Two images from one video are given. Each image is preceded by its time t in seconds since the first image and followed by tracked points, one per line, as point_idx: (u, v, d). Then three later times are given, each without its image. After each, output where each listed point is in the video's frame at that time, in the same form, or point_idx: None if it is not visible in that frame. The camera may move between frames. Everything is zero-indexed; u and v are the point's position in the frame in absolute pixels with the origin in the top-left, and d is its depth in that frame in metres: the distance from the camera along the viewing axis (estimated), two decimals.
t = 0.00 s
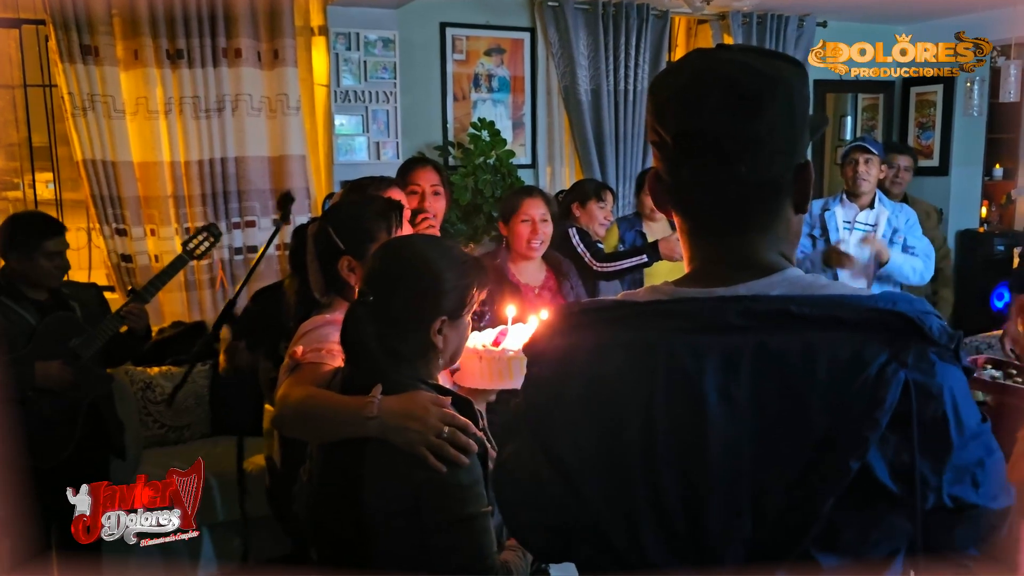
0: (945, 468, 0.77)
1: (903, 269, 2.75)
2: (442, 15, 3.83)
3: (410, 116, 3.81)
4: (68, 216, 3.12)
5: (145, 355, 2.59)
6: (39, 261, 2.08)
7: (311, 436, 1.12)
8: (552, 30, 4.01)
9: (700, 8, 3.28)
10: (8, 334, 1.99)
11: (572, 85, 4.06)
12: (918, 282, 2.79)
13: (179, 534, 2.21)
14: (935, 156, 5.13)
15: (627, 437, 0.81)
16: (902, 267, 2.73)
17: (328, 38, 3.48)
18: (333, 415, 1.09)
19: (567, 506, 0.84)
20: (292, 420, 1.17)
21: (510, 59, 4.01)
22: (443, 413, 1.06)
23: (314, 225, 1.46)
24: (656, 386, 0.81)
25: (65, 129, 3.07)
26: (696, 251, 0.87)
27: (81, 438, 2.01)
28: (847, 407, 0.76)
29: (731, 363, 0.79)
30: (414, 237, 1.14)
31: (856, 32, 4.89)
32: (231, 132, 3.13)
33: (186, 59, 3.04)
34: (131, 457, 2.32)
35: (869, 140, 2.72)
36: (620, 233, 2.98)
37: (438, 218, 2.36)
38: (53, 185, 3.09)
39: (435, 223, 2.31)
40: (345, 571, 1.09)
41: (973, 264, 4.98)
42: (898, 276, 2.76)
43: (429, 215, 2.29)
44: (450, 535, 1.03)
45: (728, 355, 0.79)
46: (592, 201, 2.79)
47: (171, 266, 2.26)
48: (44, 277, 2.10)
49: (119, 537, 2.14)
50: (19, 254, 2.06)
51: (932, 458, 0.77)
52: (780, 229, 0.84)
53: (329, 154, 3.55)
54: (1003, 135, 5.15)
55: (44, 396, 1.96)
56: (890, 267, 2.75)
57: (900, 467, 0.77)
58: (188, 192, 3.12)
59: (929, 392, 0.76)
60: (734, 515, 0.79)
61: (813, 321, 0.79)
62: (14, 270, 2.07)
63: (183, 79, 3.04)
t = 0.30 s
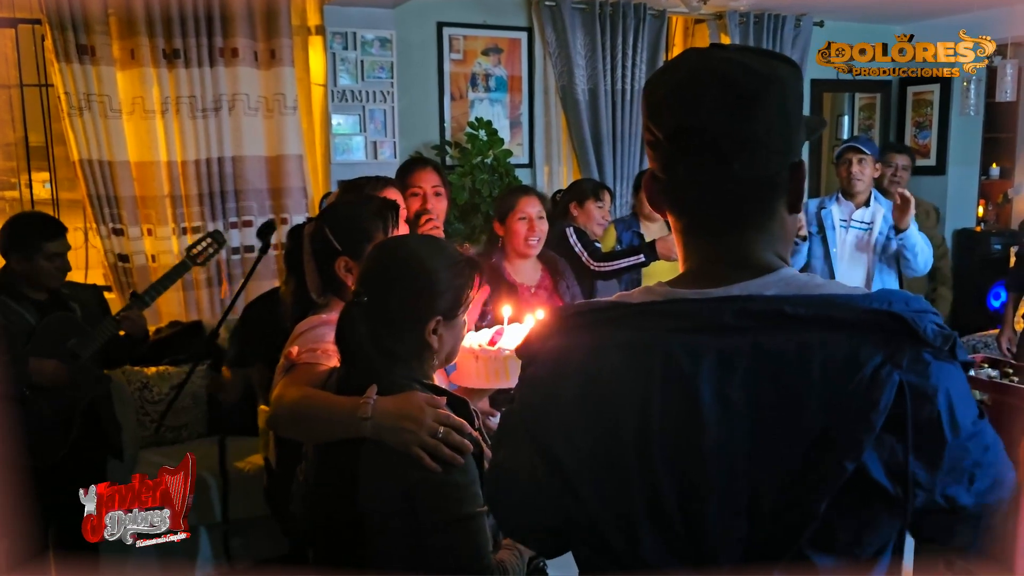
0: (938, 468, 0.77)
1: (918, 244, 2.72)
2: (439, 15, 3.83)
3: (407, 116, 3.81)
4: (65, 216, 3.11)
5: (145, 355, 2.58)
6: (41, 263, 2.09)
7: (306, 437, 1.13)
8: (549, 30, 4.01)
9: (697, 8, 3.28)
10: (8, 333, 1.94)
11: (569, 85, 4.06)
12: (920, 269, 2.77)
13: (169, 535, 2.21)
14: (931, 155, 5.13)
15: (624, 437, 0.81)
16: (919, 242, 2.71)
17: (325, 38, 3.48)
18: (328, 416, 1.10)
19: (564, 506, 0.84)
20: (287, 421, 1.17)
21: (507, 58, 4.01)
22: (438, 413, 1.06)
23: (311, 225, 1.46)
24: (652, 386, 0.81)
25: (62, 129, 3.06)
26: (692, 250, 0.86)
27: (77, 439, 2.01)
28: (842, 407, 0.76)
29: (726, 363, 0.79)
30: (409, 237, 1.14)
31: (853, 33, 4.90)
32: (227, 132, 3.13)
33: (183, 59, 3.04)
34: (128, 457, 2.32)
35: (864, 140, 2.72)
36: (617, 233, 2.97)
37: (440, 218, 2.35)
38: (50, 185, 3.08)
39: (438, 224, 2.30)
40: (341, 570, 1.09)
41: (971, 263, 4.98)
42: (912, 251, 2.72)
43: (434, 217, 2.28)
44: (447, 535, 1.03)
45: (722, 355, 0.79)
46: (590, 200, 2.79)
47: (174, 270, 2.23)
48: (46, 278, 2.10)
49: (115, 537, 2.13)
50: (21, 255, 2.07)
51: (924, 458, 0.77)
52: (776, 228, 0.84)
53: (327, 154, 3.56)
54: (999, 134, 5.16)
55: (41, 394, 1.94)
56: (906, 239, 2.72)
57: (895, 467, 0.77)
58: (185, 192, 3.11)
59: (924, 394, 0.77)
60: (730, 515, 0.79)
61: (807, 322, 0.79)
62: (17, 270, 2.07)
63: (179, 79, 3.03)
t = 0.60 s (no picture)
0: (931, 462, 0.77)
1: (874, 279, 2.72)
2: (436, 15, 3.83)
3: (404, 116, 3.81)
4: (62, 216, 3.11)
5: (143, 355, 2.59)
6: (42, 265, 2.06)
7: (303, 437, 1.13)
8: (546, 30, 4.02)
9: (693, 8, 3.29)
10: (8, 332, 1.97)
11: (566, 85, 4.07)
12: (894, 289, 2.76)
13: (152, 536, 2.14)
14: (928, 155, 5.14)
15: (622, 435, 0.81)
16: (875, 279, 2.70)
17: (322, 38, 3.47)
18: (325, 416, 1.10)
19: (561, 504, 0.84)
20: (284, 422, 1.17)
21: (504, 59, 4.02)
22: (435, 414, 1.06)
23: (308, 225, 1.46)
24: (649, 384, 0.81)
25: (58, 129, 3.05)
26: (687, 249, 0.87)
27: (73, 438, 2.01)
28: (837, 405, 0.77)
29: (722, 361, 0.80)
30: (405, 237, 1.14)
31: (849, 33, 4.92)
32: (224, 132, 3.12)
33: (179, 59, 3.03)
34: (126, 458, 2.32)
35: (858, 139, 2.73)
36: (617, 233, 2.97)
37: (443, 219, 2.35)
38: (46, 185, 3.08)
39: (439, 222, 2.28)
40: (338, 570, 1.09)
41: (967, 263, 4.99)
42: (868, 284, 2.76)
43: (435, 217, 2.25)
44: (445, 534, 1.02)
45: (718, 352, 0.80)
46: (587, 200, 2.80)
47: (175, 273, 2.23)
48: (46, 279, 2.08)
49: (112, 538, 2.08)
50: (20, 255, 2.04)
51: (919, 452, 0.77)
52: (771, 227, 0.84)
53: (324, 154, 3.56)
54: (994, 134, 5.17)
55: (36, 395, 1.94)
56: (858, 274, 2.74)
57: (892, 464, 0.77)
58: (182, 192, 3.11)
59: (918, 388, 0.77)
60: (727, 512, 0.79)
61: (802, 320, 0.79)
62: (16, 271, 2.04)
63: (176, 79, 3.03)
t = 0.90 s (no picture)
0: (933, 462, 0.78)
1: (890, 260, 2.77)
2: (433, 15, 3.83)
3: (401, 116, 3.81)
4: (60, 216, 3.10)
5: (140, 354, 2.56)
6: (39, 265, 2.06)
7: (300, 437, 1.13)
8: (544, 30, 4.03)
9: (691, 8, 3.29)
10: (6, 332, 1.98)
11: (564, 85, 4.07)
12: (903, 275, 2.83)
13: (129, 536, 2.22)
14: (924, 155, 5.13)
15: (620, 434, 0.82)
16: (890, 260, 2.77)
17: (319, 38, 3.47)
18: (323, 415, 1.10)
19: (560, 503, 0.84)
20: (281, 422, 1.17)
21: (502, 59, 4.02)
22: (434, 414, 1.06)
23: (307, 225, 1.46)
24: (647, 383, 0.81)
25: (56, 129, 3.05)
26: (684, 248, 0.87)
27: (71, 437, 2.03)
28: (835, 403, 0.77)
29: (720, 358, 0.80)
30: (404, 237, 1.14)
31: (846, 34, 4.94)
32: (222, 131, 3.12)
33: (177, 59, 3.03)
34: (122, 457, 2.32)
35: (852, 140, 2.73)
36: (617, 234, 2.95)
37: (447, 220, 2.35)
38: (44, 185, 3.08)
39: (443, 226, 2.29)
40: (337, 569, 1.09)
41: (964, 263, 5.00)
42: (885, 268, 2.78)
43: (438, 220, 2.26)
44: (443, 534, 1.02)
45: (716, 350, 0.80)
46: (585, 200, 2.80)
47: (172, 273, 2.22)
48: (44, 280, 2.07)
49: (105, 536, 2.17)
50: (18, 255, 2.03)
51: (918, 453, 0.78)
52: (769, 227, 0.84)
53: (321, 154, 3.55)
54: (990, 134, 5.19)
55: (35, 394, 1.95)
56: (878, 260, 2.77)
57: (888, 463, 0.78)
58: (179, 192, 3.10)
59: (916, 388, 0.78)
60: (725, 511, 0.80)
61: (800, 318, 0.79)
62: (15, 271, 2.04)
63: (174, 79, 3.03)
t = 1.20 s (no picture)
0: (928, 470, 0.78)
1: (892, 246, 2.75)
2: (431, 16, 3.83)
3: (399, 117, 3.81)
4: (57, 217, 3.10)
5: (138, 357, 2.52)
6: (34, 266, 2.06)
7: (297, 440, 1.13)
8: (541, 31, 4.03)
9: (688, 10, 3.30)
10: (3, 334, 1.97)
11: (561, 86, 4.08)
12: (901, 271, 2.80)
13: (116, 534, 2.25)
14: (920, 157, 5.13)
15: (620, 436, 0.82)
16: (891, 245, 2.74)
17: (317, 39, 3.46)
18: (321, 418, 1.10)
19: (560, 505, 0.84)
20: (278, 425, 1.17)
21: (499, 60, 4.02)
22: (432, 417, 1.06)
23: (304, 227, 1.45)
24: (647, 386, 0.81)
25: (53, 130, 3.05)
26: (682, 250, 0.87)
27: (68, 439, 2.03)
28: (834, 408, 0.77)
29: (720, 362, 0.80)
30: (405, 241, 1.14)
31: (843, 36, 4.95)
32: (219, 133, 3.12)
33: (174, 60, 3.03)
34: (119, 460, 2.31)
35: (848, 142, 2.76)
36: (614, 236, 2.95)
37: (447, 222, 2.35)
38: (41, 187, 3.07)
39: (443, 228, 2.30)
40: (335, 571, 1.09)
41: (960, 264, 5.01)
42: (886, 255, 2.75)
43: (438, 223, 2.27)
44: (442, 537, 1.03)
45: (716, 354, 0.80)
46: (582, 202, 2.80)
47: (168, 275, 2.21)
48: (39, 282, 2.07)
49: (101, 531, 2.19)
50: (14, 257, 2.04)
51: (915, 458, 0.79)
52: (768, 230, 0.85)
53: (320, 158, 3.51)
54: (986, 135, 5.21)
55: (32, 397, 1.95)
56: (879, 244, 2.75)
57: (885, 467, 0.78)
58: (177, 193, 3.10)
59: (914, 397, 0.78)
60: (724, 514, 0.80)
61: (801, 323, 0.79)
62: (11, 273, 2.04)
63: (171, 80, 3.02)
